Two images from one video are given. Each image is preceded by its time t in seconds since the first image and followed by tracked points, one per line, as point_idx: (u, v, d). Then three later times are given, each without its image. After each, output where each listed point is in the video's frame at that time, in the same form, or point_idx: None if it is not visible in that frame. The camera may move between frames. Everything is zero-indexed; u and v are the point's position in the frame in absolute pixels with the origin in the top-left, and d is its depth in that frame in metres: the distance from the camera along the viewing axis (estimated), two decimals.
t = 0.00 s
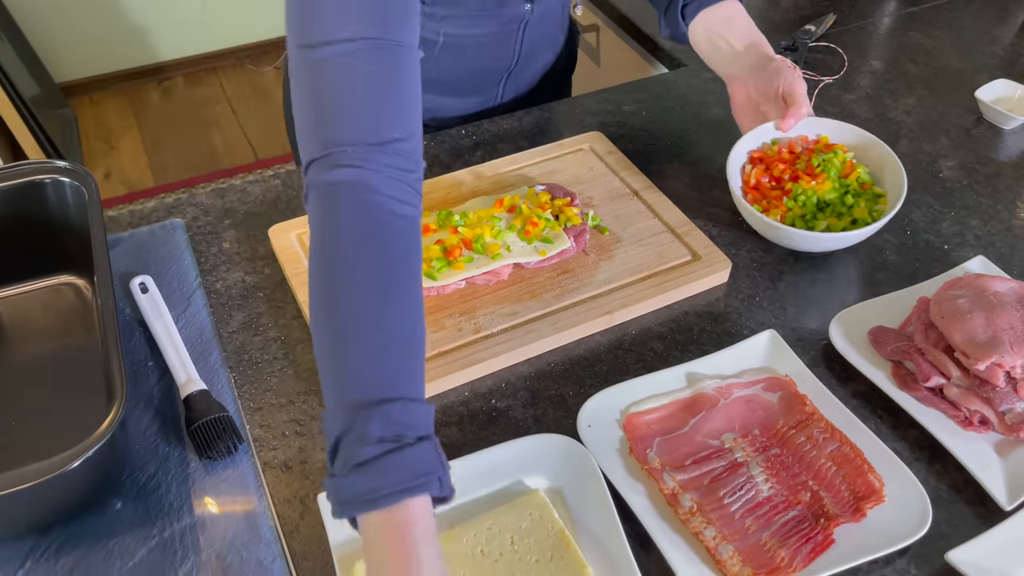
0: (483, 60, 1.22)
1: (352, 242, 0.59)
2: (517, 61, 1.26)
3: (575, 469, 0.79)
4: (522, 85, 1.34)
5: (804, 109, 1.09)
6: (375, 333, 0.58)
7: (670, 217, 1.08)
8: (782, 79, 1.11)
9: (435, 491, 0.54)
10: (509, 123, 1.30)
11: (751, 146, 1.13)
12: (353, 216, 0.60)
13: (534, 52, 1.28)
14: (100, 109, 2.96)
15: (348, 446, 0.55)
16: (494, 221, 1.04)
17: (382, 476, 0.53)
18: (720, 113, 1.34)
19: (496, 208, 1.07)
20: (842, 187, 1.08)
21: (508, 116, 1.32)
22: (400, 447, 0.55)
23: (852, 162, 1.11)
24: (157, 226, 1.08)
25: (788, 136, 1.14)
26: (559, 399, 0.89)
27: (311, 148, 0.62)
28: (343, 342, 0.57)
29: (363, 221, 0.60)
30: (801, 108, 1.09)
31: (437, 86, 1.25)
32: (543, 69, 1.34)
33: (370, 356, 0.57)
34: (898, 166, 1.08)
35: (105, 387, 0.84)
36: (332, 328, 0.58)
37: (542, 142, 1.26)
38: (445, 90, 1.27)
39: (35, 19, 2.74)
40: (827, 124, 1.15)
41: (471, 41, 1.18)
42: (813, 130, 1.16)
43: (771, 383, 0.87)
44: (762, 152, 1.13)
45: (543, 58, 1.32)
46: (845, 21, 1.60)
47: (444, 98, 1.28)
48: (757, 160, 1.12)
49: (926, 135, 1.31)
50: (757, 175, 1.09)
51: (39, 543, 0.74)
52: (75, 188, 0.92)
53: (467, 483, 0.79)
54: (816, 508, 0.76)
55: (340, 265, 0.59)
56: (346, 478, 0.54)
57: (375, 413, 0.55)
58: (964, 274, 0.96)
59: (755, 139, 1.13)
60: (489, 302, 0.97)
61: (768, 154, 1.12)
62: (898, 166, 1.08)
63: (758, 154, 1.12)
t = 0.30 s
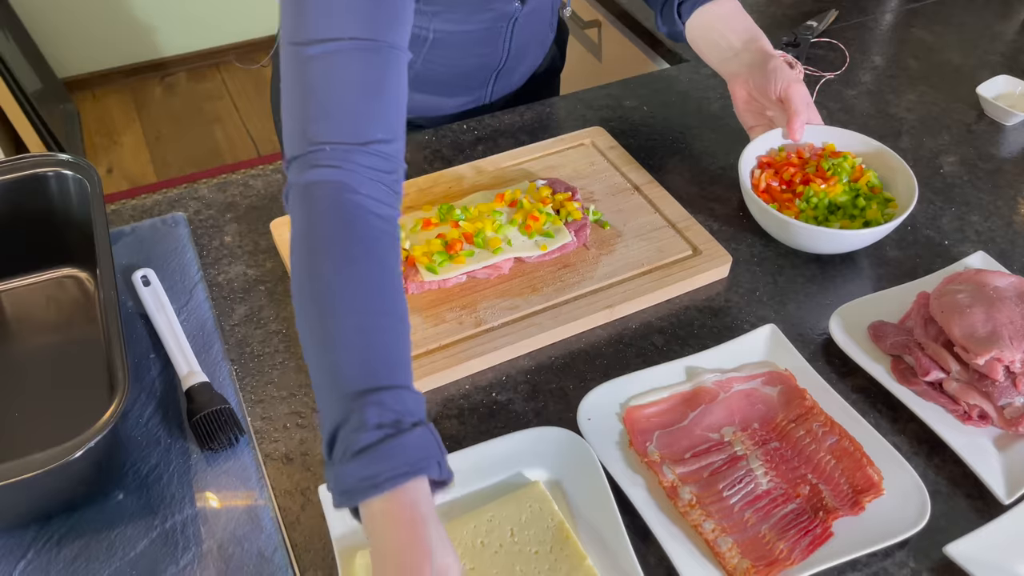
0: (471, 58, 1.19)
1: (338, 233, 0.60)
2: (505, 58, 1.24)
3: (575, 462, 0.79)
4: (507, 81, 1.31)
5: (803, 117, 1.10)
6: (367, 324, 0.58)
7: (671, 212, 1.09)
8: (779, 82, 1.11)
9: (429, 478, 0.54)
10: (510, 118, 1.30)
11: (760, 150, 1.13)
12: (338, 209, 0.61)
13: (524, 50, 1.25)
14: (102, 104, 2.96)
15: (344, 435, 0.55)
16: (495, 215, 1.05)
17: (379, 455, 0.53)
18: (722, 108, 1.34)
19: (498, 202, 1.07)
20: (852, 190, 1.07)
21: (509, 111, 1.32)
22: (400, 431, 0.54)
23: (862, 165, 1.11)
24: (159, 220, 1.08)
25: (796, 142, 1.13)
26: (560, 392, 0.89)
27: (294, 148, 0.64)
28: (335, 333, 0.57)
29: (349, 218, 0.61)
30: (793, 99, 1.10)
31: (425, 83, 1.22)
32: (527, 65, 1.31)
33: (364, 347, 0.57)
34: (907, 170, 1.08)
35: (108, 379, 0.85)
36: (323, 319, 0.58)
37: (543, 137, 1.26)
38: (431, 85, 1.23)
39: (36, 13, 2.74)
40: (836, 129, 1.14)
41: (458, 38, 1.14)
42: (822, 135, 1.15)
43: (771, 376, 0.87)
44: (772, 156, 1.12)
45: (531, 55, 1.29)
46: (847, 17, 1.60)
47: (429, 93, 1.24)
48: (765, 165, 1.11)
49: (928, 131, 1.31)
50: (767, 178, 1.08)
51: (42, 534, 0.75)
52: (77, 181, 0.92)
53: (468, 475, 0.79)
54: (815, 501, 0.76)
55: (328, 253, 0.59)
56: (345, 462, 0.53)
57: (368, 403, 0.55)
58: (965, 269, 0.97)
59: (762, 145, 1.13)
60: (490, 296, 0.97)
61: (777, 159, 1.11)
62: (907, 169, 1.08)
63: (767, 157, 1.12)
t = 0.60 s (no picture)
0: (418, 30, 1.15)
1: (193, 54, 0.87)
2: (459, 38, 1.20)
3: (576, 464, 0.79)
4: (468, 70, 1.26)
5: None
6: (183, 116, 0.87)
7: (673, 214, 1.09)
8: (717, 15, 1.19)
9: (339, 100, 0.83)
10: (511, 119, 1.30)
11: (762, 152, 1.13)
12: (180, 40, 0.87)
13: (480, 31, 1.22)
14: (104, 103, 2.96)
15: (258, 159, 0.85)
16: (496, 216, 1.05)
17: (267, 130, 0.82)
18: (723, 111, 1.34)
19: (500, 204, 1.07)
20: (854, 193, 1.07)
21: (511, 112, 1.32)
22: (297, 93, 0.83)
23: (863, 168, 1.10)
24: (161, 220, 1.08)
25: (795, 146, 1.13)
26: (561, 394, 0.90)
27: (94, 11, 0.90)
28: (207, 113, 0.86)
29: (205, 44, 0.88)
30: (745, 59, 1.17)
31: (378, 66, 1.18)
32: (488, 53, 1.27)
33: (231, 92, 0.85)
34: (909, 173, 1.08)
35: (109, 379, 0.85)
36: (144, 106, 0.87)
37: (545, 138, 1.26)
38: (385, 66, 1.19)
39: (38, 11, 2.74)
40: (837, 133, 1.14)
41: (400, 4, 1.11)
42: (822, 139, 1.15)
43: (772, 379, 0.87)
44: (773, 159, 1.12)
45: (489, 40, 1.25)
46: (849, 20, 1.60)
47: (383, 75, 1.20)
48: (767, 168, 1.11)
49: (930, 134, 1.31)
50: (769, 182, 1.08)
51: (43, 533, 0.75)
52: (80, 181, 0.92)
53: (468, 476, 0.79)
54: (815, 504, 0.76)
55: (149, 71, 0.87)
56: (247, 150, 0.84)
57: (253, 104, 0.83)
58: (966, 273, 0.96)
59: (763, 148, 1.13)
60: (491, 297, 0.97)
61: (778, 162, 1.11)
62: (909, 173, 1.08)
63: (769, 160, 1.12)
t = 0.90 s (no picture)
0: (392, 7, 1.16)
1: (254, 15, 0.91)
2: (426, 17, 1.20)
3: (578, 468, 0.80)
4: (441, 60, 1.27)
5: None
6: (278, 62, 0.92)
7: (675, 221, 1.10)
8: None
9: (396, 27, 0.88)
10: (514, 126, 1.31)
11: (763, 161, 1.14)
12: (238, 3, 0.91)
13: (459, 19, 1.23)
14: (109, 106, 2.98)
15: (345, 76, 0.90)
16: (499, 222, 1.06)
17: (369, 65, 0.88)
18: (725, 118, 1.36)
19: (503, 210, 1.08)
20: (854, 201, 1.08)
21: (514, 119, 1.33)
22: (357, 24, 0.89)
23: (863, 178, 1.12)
24: (168, 224, 1.09)
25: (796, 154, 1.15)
26: (563, 399, 0.90)
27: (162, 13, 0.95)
28: (301, 58, 0.90)
29: None
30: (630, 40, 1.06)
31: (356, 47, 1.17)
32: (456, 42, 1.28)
33: (313, 32, 0.89)
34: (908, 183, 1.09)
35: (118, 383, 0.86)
36: (251, 74, 0.95)
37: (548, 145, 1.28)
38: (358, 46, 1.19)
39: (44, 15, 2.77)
40: (837, 142, 1.16)
41: None
42: (823, 148, 1.16)
43: (772, 386, 0.88)
44: (774, 168, 1.14)
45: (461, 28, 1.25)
46: (850, 28, 1.61)
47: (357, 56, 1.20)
48: (768, 177, 1.12)
49: (930, 143, 1.32)
50: (769, 190, 1.09)
51: (52, 534, 0.76)
52: (89, 186, 0.94)
53: (471, 480, 0.80)
54: (814, 510, 0.77)
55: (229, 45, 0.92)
56: (361, 86, 0.89)
57: (332, 36, 0.89)
58: (965, 281, 0.97)
59: (764, 157, 1.14)
60: (495, 303, 0.98)
61: (779, 171, 1.12)
62: (908, 183, 1.09)
63: (770, 169, 1.13)
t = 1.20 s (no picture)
0: None
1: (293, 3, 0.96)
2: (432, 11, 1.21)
3: (578, 475, 0.81)
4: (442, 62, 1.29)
5: None
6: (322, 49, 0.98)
7: (675, 231, 1.11)
8: None
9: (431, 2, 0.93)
10: (516, 135, 1.33)
11: (762, 172, 1.15)
12: None
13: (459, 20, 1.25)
14: (114, 113, 3.00)
15: (386, 54, 0.96)
16: (501, 231, 1.07)
17: (409, 39, 0.93)
18: (725, 129, 1.37)
19: (506, 219, 1.09)
20: (852, 212, 1.09)
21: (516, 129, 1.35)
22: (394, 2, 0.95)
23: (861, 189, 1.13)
24: (174, 231, 1.10)
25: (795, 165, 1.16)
26: (563, 407, 0.92)
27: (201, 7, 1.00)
28: (345, 43, 0.97)
29: None
30: (616, 37, 1.04)
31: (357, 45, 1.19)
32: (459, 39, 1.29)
33: (354, 17, 0.95)
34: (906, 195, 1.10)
35: (125, 389, 0.87)
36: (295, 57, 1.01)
37: (550, 155, 1.29)
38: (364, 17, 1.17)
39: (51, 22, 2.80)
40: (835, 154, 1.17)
41: None
42: (822, 159, 1.18)
43: (770, 395, 0.89)
44: (773, 179, 1.15)
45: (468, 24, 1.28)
46: (849, 40, 1.63)
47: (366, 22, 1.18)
48: (767, 188, 1.14)
49: (928, 154, 1.34)
50: (769, 201, 1.11)
51: (60, 538, 0.77)
52: (98, 195, 0.95)
53: (473, 487, 0.81)
54: (811, 518, 0.78)
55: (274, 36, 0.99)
56: (400, 60, 0.95)
57: (372, 18, 0.94)
58: (962, 292, 0.99)
59: (763, 168, 1.15)
60: (496, 311, 0.99)
61: (778, 181, 1.14)
62: (906, 195, 1.10)
63: (769, 180, 1.14)
